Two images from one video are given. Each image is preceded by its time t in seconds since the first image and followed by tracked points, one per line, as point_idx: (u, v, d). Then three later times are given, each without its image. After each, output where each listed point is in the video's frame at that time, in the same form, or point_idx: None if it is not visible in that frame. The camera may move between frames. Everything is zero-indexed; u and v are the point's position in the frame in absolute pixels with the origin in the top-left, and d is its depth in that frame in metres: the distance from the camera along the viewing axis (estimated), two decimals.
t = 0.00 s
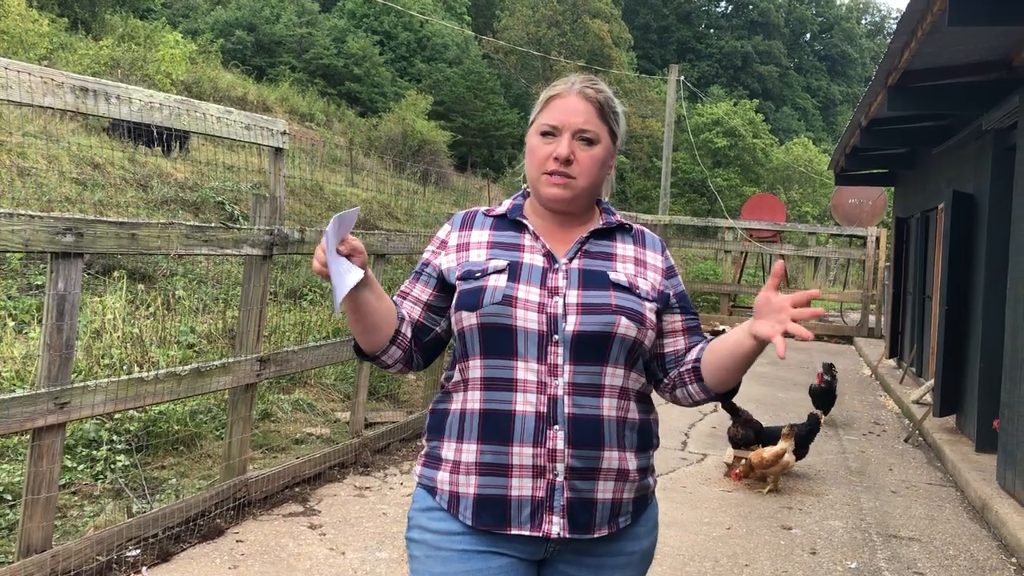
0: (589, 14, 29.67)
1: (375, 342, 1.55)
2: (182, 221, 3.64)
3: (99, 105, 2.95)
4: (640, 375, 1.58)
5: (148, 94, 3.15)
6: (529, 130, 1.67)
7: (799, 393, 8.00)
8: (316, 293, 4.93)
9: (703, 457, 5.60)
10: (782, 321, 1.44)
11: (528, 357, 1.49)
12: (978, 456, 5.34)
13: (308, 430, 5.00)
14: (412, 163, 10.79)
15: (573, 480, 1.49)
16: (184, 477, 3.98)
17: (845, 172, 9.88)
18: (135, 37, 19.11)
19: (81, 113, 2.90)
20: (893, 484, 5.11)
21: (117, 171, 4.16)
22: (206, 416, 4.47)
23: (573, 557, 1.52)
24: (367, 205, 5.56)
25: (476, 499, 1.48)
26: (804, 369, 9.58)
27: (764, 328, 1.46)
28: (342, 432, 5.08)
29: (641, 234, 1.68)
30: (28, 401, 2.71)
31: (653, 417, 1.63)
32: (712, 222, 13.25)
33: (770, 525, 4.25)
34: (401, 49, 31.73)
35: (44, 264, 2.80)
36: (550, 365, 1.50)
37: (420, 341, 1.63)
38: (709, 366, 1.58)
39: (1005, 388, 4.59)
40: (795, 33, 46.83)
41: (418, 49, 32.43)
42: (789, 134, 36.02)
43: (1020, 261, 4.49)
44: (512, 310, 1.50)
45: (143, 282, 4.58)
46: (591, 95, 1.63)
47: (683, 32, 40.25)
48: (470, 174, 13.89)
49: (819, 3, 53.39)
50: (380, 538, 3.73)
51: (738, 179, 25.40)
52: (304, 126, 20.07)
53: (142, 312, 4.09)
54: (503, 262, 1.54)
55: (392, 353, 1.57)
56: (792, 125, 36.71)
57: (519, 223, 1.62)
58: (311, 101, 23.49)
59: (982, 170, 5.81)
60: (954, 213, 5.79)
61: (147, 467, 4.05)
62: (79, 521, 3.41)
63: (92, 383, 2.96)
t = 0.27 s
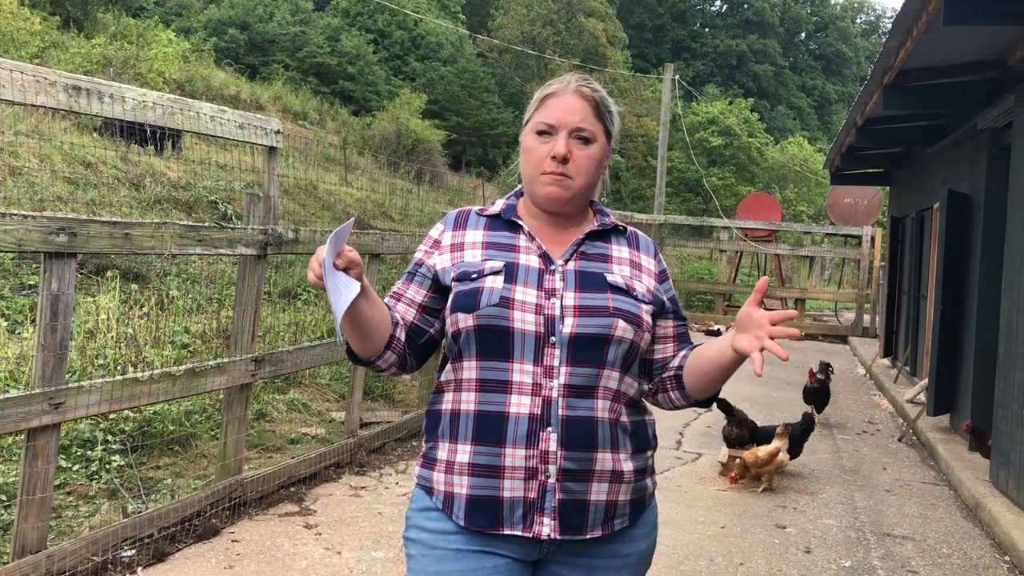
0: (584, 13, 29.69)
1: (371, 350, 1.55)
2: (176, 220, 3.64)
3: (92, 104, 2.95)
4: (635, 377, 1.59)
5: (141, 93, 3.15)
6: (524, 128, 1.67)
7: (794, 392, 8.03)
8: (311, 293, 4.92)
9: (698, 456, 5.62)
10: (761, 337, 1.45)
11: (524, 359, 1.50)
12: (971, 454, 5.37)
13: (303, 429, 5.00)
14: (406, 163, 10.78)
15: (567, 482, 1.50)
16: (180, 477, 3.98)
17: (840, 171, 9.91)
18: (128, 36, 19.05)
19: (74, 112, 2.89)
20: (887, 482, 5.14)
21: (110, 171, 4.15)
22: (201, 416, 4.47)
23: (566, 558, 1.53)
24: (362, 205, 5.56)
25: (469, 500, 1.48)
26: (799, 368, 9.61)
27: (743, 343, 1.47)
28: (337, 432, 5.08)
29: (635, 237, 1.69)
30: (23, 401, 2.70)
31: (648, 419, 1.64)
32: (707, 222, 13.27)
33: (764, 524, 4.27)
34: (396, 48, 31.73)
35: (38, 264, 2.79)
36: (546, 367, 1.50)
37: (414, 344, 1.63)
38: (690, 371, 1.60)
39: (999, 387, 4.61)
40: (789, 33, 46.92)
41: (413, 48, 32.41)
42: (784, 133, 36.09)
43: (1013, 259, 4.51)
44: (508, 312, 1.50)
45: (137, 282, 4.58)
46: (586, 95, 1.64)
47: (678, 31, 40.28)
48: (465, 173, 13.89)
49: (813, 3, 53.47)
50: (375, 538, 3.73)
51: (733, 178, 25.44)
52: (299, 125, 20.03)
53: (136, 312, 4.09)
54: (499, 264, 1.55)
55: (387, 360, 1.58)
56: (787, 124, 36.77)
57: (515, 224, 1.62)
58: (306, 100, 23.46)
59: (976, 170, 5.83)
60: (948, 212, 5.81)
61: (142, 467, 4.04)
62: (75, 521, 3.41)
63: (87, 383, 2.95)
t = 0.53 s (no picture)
0: (579, 13, 29.72)
1: (368, 354, 1.56)
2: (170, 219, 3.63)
3: (84, 102, 2.94)
4: (627, 374, 1.59)
5: (134, 92, 3.14)
6: (516, 124, 1.67)
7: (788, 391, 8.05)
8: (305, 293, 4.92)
9: (692, 455, 5.63)
10: (760, 318, 1.46)
11: (515, 358, 1.50)
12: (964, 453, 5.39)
13: (298, 429, 5.00)
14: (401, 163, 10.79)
15: (560, 480, 1.50)
16: (174, 477, 3.97)
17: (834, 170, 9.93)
18: (122, 35, 19.00)
19: (66, 111, 2.89)
20: (880, 481, 5.16)
21: (104, 170, 4.15)
22: (195, 415, 4.46)
23: (560, 556, 1.53)
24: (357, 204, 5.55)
25: (463, 500, 1.49)
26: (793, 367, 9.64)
27: (744, 326, 1.47)
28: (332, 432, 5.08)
29: (628, 232, 1.69)
30: (15, 400, 2.70)
31: (642, 417, 1.65)
32: (702, 221, 13.30)
33: (758, 522, 4.28)
34: (391, 47, 31.74)
35: (31, 263, 2.79)
36: (536, 366, 1.51)
37: (409, 346, 1.64)
38: (695, 360, 1.59)
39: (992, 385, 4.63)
40: (784, 33, 47.03)
41: (408, 48, 32.41)
42: (779, 133, 36.15)
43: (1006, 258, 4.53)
44: (498, 311, 1.51)
45: (131, 281, 4.57)
46: (577, 88, 1.65)
47: (672, 31, 40.35)
48: (461, 173, 13.90)
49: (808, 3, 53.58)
50: (370, 537, 3.73)
51: (728, 178, 25.49)
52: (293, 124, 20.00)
53: (130, 311, 4.08)
54: (489, 263, 1.55)
55: (384, 363, 1.59)
56: (781, 124, 36.85)
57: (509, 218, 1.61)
58: (300, 99, 23.43)
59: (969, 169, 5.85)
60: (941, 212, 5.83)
61: (136, 467, 4.04)
62: (68, 521, 3.41)
63: (80, 382, 2.95)
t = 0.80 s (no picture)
0: (575, 13, 29.75)
1: (357, 352, 1.56)
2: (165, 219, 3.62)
3: (79, 102, 2.93)
4: (623, 375, 1.59)
5: (130, 92, 3.14)
6: (505, 121, 1.70)
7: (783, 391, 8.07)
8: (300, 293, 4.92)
9: (688, 454, 5.64)
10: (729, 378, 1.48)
11: (509, 360, 1.50)
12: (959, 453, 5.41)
13: (293, 429, 4.99)
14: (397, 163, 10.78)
15: (553, 483, 1.50)
16: (168, 477, 3.96)
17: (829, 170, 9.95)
18: (118, 35, 18.94)
19: (62, 110, 2.88)
20: (875, 481, 5.17)
21: (99, 170, 4.14)
22: (190, 416, 4.45)
23: (553, 558, 1.53)
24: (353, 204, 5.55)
25: (456, 501, 1.49)
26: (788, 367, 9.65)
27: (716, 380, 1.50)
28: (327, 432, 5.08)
29: (623, 230, 1.69)
30: (9, 400, 2.69)
31: (637, 419, 1.65)
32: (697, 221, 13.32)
33: (753, 522, 4.29)
34: (387, 47, 31.74)
35: (25, 263, 2.78)
36: (531, 368, 1.51)
37: (403, 345, 1.64)
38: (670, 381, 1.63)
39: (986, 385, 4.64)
40: (779, 33, 47.16)
41: (404, 48, 32.40)
42: (774, 133, 36.23)
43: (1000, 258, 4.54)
44: (493, 313, 1.51)
45: (126, 281, 4.56)
46: (562, 79, 1.71)
47: (668, 31, 40.41)
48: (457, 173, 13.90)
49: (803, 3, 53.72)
50: (366, 537, 3.73)
51: (723, 178, 25.53)
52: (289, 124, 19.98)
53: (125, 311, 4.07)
54: (484, 264, 1.55)
55: (374, 360, 1.59)
56: (777, 124, 36.95)
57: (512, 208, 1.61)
58: (296, 99, 23.40)
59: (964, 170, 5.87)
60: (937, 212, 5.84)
61: (131, 467, 4.03)
62: (62, 521, 3.40)
63: (74, 383, 2.94)
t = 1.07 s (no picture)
0: (572, 13, 29.78)
1: (350, 339, 1.56)
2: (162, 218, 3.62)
3: (76, 102, 2.93)
4: (623, 372, 1.60)
5: (127, 92, 3.13)
6: (497, 122, 1.72)
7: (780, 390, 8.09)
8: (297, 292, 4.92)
9: (685, 454, 5.65)
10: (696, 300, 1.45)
11: (509, 359, 1.51)
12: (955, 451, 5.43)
13: (290, 429, 4.99)
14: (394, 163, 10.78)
15: (553, 482, 1.51)
16: (166, 477, 3.97)
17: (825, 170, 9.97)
18: (114, 34, 18.90)
19: (58, 110, 2.88)
20: (871, 480, 5.19)
21: (95, 170, 4.14)
22: (187, 415, 4.45)
23: (553, 556, 1.54)
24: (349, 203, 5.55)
25: (457, 500, 1.50)
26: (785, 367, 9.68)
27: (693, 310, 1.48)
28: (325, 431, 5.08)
29: (622, 226, 1.70)
30: (6, 400, 2.69)
31: (636, 417, 1.66)
32: (693, 221, 13.34)
33: (750, 521, 4.30)
34: (383, 47, 31.72)
35: (22, 263, 2.78)
36: (531, 367, 1.52)
37: (400, 342, 1.65)
38: (682, 342, 1.60)
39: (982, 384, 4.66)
40: (775, 33, 47.21)
41: (400, 47, 32.37)
42: (770, 133, 36.29)
43: (996, 258, 4.56)
44: (492, 312, 1.52)
45: (123, 281, 4.56)
46: (551, 77, 1.72)
47: (665, 31, 40.44)
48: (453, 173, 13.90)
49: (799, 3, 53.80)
50: (363, 537, 3.74)
51: (720, 178, 25.56)
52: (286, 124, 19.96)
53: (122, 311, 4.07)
54: (483, 262, 1.56)
55: (367, 351, 1.58)
56: (773, 124, 37.00)
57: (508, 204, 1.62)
58: (292, 98, 23.37)
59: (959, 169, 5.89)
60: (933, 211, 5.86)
61: (128, 467, 4.03)
62: (60, 521, 3.40)
63: (72, 382, 2.94)
